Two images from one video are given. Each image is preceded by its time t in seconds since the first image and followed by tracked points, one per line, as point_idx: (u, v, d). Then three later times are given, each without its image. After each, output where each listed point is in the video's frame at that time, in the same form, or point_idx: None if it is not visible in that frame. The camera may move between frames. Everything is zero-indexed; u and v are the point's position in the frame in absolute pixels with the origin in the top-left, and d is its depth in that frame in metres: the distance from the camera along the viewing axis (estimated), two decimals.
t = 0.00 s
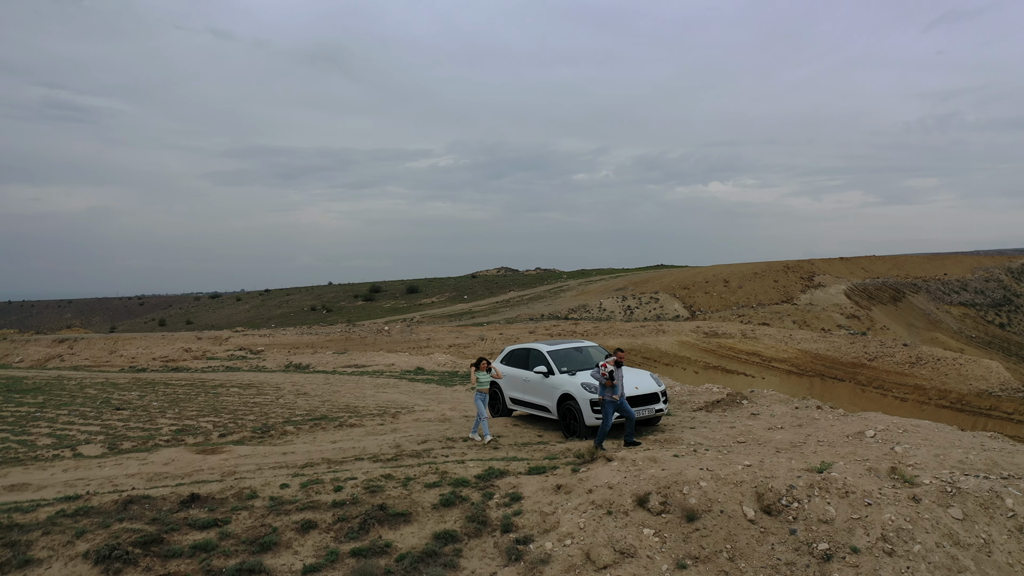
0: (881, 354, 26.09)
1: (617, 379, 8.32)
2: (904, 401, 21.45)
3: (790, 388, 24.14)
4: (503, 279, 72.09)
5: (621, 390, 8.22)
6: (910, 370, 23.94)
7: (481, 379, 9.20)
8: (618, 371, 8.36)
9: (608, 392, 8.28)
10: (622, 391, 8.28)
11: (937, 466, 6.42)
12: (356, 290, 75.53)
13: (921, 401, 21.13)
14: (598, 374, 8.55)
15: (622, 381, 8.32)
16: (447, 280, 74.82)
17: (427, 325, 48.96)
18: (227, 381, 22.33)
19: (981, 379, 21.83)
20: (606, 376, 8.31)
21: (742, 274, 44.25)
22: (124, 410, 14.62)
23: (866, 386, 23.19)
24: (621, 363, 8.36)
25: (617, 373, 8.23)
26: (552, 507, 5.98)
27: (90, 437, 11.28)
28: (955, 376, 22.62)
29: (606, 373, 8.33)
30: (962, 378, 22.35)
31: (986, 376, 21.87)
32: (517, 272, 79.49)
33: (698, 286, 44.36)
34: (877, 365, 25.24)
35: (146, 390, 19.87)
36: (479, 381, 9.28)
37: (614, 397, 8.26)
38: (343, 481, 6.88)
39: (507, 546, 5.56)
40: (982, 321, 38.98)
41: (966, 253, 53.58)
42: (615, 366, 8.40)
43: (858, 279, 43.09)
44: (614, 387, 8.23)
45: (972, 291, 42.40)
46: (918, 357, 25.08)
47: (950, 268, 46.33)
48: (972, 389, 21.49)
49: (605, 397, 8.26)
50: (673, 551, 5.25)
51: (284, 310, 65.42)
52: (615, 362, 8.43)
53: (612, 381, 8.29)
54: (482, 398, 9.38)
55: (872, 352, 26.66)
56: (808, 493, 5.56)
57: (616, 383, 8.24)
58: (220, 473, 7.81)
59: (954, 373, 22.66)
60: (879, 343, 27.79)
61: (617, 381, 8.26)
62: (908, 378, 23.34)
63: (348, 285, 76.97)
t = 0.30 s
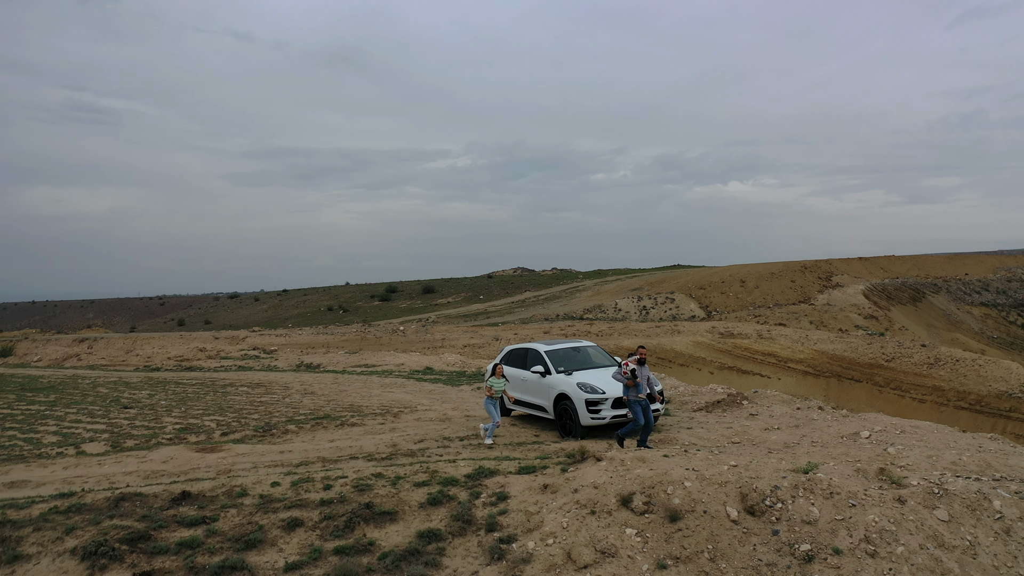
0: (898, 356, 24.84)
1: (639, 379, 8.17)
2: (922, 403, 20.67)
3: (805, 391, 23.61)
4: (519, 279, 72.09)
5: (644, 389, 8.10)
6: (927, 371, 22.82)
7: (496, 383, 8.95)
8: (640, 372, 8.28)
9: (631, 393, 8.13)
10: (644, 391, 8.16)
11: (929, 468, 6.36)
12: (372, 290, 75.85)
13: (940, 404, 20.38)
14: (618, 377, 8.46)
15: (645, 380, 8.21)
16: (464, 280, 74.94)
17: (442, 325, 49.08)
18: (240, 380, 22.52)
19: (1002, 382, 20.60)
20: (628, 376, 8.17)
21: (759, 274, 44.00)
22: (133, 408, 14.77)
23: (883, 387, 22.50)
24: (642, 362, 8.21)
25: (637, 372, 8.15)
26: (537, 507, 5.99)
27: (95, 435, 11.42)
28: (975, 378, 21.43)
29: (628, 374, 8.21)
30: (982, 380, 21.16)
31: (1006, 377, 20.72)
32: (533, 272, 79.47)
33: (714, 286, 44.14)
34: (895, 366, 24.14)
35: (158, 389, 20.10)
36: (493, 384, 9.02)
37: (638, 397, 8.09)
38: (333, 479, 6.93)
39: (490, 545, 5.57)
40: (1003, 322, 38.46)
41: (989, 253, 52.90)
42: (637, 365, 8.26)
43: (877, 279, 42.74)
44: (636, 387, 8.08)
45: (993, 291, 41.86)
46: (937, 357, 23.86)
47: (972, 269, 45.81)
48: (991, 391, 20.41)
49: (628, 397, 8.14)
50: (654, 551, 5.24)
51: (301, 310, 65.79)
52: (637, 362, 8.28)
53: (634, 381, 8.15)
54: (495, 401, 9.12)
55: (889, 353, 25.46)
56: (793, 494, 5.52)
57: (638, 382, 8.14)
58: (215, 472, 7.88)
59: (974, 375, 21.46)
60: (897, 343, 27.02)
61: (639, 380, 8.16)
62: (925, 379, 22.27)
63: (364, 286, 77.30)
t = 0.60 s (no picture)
0: (915, 356, 24.44)
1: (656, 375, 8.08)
2: (941, 404, 20.43)
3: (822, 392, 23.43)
4: (535, 279, 72.01)
5: (662, 386, 8.06)
6: (946, 373, 22.35)
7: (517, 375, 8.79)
8: (659, 366, 8.21)
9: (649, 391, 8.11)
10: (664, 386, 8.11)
11: (919, 469, 6.31)
12: (389, 290, 76.08)
13: (958, 404, 20.06)
14: (638, 373, 8.44)
15: (664, 376, 8.14)
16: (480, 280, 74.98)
17: (457, 325, 49.14)
18: (252, 380, 22.67)
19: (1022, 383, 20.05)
20: (645, 374, 8.13)
21: (776, 274, 43.72)
22: (141, 407, 14.92)
23: (901, 388, 22.17)
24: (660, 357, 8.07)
25: (654, 369, 8.08)
26: (521, 507, 5.99)
27: (99, 433, 11.55)
28: (994, 379, 20.96)
29: (644, 372, 8.14)
30: (1001, 381, 20.68)
31: None
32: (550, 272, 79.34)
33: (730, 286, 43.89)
34: (913, 366, 23.72)
35: (169, 389, 20.28)
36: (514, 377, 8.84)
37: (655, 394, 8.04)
38: (323, 478, 6.97)
39: (473, 544, 5.58)
40: None
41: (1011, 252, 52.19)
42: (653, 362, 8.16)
43: (896, 279, 42.35)
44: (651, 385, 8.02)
45: (1014, 291, 41.31)
46: (955, 357, 23.34)
47: (993, 268, 45.24)
48: (1010, 392, 19.93)
49: (647, 395, 8.16)
50: (635, 551, 5.23)
51: (318, 310, 66.12)
52: (653, 358, 8.17)
53: (651, 379, 8.09)
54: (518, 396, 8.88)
55: (907, 353, 24.98)
56: (777, 495, 5.50)
57: (655, 379, 8.09)
58: (210, 470, 7.96)
59: (993, 375, 21.05)
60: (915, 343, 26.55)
61: (657, 376, 8.11)
62: (944, 380, 21.87)
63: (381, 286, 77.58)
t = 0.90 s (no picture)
0: (935, 356, 24.12)
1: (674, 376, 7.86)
2: (960, 405, 20.15)
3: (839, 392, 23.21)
4: (552, 279, 71.88)
5: (679, 387, 7.88)
6: (965, 373, 22.06)
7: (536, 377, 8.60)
8: (677, 366, 8.02)
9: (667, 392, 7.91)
10: (682, 386, 7.93)
11: (910, 471, 6.26)
12: (406, 290, 76.25)
13: (979, 405, 19.75)
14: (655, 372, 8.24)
15: (682, 376, 7.91)
16: (497, 280, 74.96)
17: (473, 325, 49.17)
18: (265, 379, 22.79)
19: None
20: (662, 375, 7.90)
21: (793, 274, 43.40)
22: (150, 406, 15.06)
23: (919, 389, 21.88)
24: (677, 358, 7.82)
25: (671, 368, 7.88)
26: (506, 506, 6.01)
27: (105, 431, 11.68)
28: (1015, 380, 20.65)
29: (662, 372, 7.91)
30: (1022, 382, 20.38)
31: None
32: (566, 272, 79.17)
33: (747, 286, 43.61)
34: (931, 367, 23.45)
35: (182, 387, 20.43)
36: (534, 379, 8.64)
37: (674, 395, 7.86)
38: (314, 476, 7.02)
39: (456, 543, 5.60)
40: None
41: None
42: (671, 361, 7.92)
43: (916, 279, 41.90)
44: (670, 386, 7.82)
45: None
46: (975, 358, 23.03)
47: (1015, 268, 44.65)
48: None
49: (664, 394, 7.99)
50: (617, 551, 5.23)
51: (335, 310, 66.37)
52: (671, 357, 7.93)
53: (668, 380, 7.87)
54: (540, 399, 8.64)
55: (926, 354, 24.69)
56: (760, 496, 5.47)
57: (673, 379, 7.91)
58: (206, 468, 8.03)
59: (1013, 376, 20.74)
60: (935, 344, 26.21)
61: (675, 376, 7.89)
62: (964, 381, 21.55)
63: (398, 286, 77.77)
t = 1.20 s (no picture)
0: (953, 357, 23.85)
1: (692, 373, 7.58)
2: (978, 406, 19.91)
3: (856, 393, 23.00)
4: (568, 279, 71.76)
5: (697, 384, 7.57)
6: (984, 374, 21.79)
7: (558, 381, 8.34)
8: (694, 362, 7.69)
9: (683, 389, 7.65)
10: (700, 383, 7.63)
11: (900, 472, 6.20)
12: (422, 289, 76.42)
13: (998, 407, 19.48)
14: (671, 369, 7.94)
15: (699, 373, 7.61)
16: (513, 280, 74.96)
17: (488, 325, 49.20)
18: (277, 378, 22.93)
19: None
20: (679, 372, 7.62)
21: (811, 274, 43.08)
22: (159, 405, 15.21)
23: (937, 390, 21.63)
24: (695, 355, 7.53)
25: (687, 366, 7.55)
26: (492, 506, 6.03)
27: (110, 430, 11.81)
28: None
29: (679, 369, 7.63)
30: None
31: None
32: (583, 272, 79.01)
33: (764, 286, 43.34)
34: (950, 367, 23.19)
35: (193, 386, 20.59)
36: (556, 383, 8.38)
37: (691, 394, 7.61)
38: (305, 476, 7.07)
39: (440, 542, 5.62)
40: None
41: None
42: (689, 358, 7.63)
43: (936, 279, 41.47)
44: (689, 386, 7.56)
45: None
46: (995, 359, 22.75)
47: None
48: None
49: (681, 392, 7.71)
50: (598, 552, 5.23)
51: (352, 309, 66.65)
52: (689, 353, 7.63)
53: (685, 378, 7.60)
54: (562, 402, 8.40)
55: (945, 354, 24.43)
56: (743, 497, 5.46)
57: (690, 376, 7.60)
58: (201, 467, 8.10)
59: None
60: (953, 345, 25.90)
61: (692, 374, 7.60)
62: (982, 382, 21.30)
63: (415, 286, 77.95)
